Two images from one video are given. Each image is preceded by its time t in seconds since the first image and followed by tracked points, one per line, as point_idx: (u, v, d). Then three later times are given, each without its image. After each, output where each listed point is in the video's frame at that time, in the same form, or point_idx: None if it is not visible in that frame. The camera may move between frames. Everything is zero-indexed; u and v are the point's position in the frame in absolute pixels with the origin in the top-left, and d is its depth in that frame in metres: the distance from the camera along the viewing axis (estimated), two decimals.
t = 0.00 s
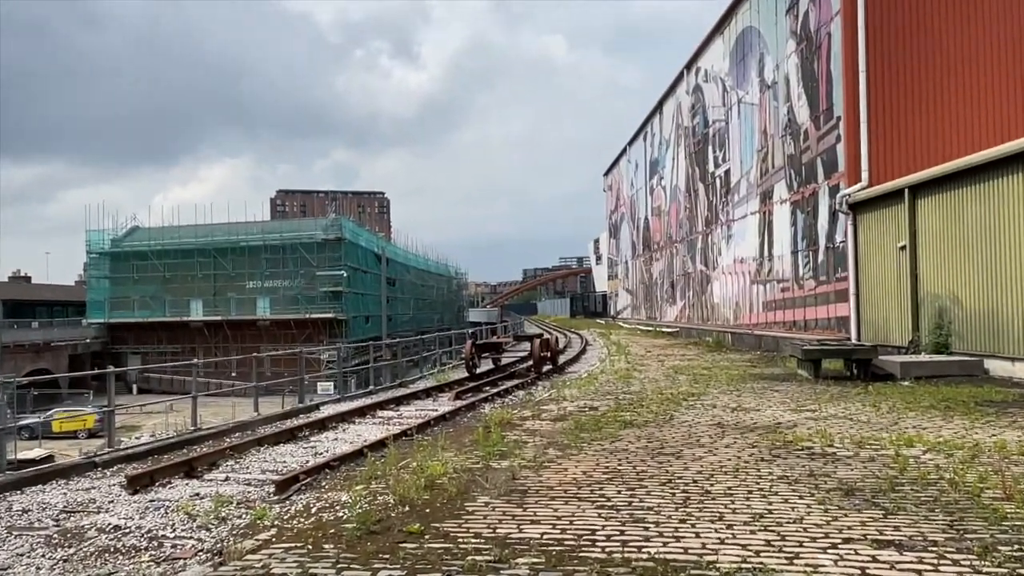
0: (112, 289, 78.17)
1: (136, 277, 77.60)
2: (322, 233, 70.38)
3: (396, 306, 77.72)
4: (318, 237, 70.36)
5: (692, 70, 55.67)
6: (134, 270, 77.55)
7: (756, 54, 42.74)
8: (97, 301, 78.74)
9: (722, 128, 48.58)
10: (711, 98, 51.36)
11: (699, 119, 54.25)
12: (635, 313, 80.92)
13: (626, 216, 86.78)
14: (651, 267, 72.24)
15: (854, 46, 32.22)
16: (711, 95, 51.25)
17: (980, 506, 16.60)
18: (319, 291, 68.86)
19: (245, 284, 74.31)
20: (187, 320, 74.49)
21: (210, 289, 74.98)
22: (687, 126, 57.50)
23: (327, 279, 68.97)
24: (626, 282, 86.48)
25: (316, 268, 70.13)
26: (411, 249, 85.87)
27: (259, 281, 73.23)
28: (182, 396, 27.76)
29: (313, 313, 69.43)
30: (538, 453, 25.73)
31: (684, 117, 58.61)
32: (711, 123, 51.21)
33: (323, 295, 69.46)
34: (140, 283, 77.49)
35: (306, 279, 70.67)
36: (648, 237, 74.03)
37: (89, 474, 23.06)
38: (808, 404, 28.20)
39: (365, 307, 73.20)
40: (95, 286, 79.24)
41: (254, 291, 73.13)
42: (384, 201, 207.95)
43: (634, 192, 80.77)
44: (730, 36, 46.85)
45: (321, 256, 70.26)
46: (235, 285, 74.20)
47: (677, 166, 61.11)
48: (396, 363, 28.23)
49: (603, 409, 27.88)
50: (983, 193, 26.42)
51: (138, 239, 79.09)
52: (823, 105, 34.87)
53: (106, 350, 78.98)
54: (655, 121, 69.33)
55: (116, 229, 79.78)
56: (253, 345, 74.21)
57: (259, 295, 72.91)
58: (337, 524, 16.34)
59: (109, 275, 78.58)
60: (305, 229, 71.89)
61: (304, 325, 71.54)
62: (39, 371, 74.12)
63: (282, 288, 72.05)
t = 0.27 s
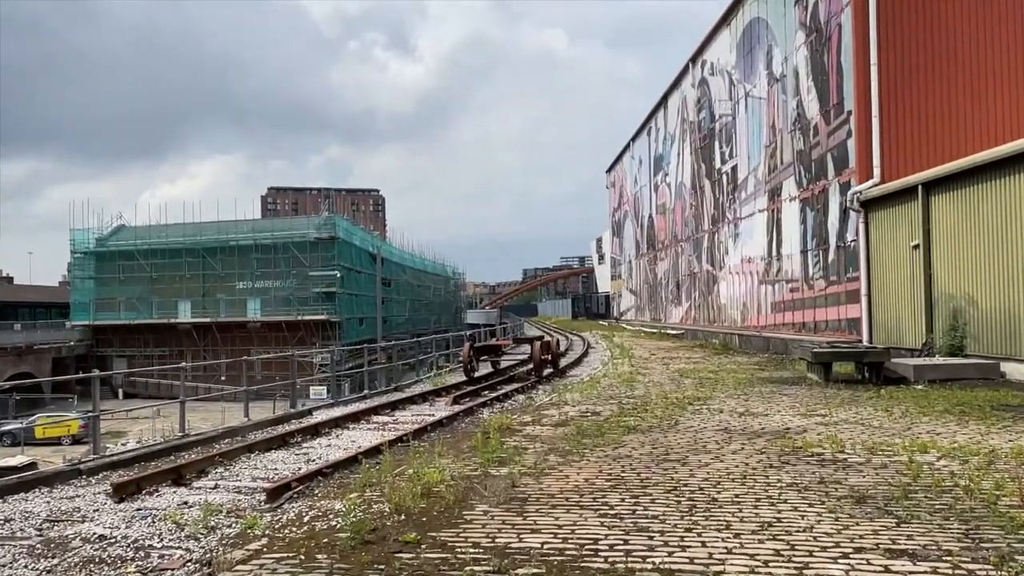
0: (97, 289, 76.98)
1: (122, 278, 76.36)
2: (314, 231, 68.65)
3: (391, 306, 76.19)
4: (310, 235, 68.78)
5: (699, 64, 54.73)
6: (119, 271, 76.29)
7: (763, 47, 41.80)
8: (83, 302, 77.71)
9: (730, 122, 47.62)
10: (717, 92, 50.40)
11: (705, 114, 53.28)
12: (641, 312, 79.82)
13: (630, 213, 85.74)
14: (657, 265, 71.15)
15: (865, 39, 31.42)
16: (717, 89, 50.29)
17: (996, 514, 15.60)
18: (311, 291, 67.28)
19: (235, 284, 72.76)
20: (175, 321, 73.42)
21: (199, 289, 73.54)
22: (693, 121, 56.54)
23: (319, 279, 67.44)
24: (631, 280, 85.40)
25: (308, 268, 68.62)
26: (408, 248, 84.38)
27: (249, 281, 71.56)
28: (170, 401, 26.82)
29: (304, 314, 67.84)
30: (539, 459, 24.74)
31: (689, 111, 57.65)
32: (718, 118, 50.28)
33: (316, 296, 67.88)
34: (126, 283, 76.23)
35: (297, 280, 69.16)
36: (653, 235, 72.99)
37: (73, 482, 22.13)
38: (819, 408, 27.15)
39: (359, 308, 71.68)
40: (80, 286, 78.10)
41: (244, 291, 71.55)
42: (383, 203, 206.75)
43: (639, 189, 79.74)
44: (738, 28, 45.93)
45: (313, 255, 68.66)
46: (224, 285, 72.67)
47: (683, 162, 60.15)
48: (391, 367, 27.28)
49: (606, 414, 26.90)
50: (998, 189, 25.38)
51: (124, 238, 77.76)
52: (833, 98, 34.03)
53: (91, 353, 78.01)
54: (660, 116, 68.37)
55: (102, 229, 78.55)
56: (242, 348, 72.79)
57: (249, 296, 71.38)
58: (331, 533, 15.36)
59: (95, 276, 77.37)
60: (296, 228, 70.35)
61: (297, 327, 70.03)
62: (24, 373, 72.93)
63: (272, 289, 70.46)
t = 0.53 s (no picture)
0: (82, 290, 74.59)
1: (108, 277, 73.98)
2: (308, 229, 66.72)
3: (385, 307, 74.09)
4: (303, 234, 66.79)
5: (705, 56, 53.81)
6: (106, 270, 73.86)
7: (772, 38, 40.87)
8: (67, 304, 75.36)
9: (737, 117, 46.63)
10: (724, 86, 49.45)
11: (712, 108, 52.35)
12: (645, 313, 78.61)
13: (633, 212, 84.68)
14: (662, 265, 69.93)
15: (877, 30, 30.55)
16: (724, 82, 49.35)
17: (1013, 522, 14.65)
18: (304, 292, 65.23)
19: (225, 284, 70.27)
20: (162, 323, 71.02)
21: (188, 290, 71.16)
22: (699, 115, 55.62)
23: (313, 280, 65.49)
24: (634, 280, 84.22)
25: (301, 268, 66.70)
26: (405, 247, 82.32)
27: (239, 282, 69.38)
28: (156, 406, 25.86)
29: (297, 317, 65.85)
30: (539, 466, 23.78)
31: (695, 105, 56.72)
32: (724, 112, 49.31)
33: (309, 297, 65.88)
34: (113, 284, 73.85)
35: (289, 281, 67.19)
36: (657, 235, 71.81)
37: (58, 489, 21.08)
38: (829, 413, 26.18)
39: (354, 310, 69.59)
40: (65, 287, 75.63)
41: (234, 293, 69.31)
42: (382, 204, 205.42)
43: (643, 186, 78.61)
44: (745, 19, 44.99)
45: (306, 255, 66.70)
46: (213, 286, 70.41)
47: (689, 160, 59.12)
48: (386, 371, 26.32)
49: (609, 419, 25.95)
50: (1014, 185, 24.41)
51: (110, 236, 75.04)
52: (843, 92, 33.11)
53: (75, 356, 76.69)
54: (665, 110, 67.44)
55: (87, 227, 75.98)
56: (232, 351, 70.80)
57: (239, 297, 69.20)
58: (324, 544, 14.38)
59: (80, 276, 74.97)
60: (289, 226, 68.35)
61: (289, 329, 68.05)
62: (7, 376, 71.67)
63: (263, 290, 68.50)
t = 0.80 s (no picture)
0: (53, 292, 68.94)
1: (81, 278, 68.48)
2: (294, 226, 61.88)
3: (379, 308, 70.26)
4: (289, 231, 62.39)
5: (716, 43, 52.26)
6: (79, 270, 68.36)
7: (787, 24, 39.28)
8: (37, 306, 69.46)
9: (750, 108, 44.98)
10: (737, 74, 47.81)
11: (723, 98, 50.76)
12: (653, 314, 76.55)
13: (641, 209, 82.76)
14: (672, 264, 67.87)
15: (897, 13, 29.05)
16: (737, 70, 47.72)
17: None
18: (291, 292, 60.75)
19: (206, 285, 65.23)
20: (140, 326, 65.72)
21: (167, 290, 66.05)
22: (709, 105, 54.09)
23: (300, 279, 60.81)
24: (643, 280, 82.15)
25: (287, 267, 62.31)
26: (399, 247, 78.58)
27: (221, 282, 64.23)
28: (135, 414, 24.33)
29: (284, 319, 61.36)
30: (540, 478, 22.17)
31: (706, 94, 55.16)
32: (737, 101, 47.70)
33: (296, 298, 61.13)
34: (86, 284, 68.31)
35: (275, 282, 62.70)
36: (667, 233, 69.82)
37: (30, 504, 19.33)
38: (848, 422, 24.59)
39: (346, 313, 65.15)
40: (35, 288, 70.16)
41: (216, 294, 64.11)
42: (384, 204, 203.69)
43: (651, 180, 76.76)
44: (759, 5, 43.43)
45: (292, 253, 62.24)
46: (196, 287, 65.23)
47: (699, 153, 57.34)
48: (378, 376, 24.83)
49: (614, 428, 24.37)
50: None
51: (84, 233, 69.25)
52: (863, 81, 31.55)
53: (46, 361, 69.48)
54: (674, 100, 65.85)
55: (60, 225, 70.69)
56: (215, 357, 65.45)
57: (221, 299, 63.96)
58: (310, 562, 12.75)
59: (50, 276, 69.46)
60: (274, 223, 63.96)
61: (275, 333, 63.04)
62: None
63: (248, 292, 63.68)
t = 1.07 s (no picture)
0: (29, 293, 65.51)
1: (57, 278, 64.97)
2: (283, 224, 59.26)
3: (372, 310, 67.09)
4: (278, 229, 59.45)
5: (726, 30, 50.94)
6: (55, 270, 64.83)
7: (800, 13, 38.05)
8: (13, 308, 66.01)
9: (762, 101, 43.69)
10: (748, 65, 46.52)
11: (734, 89, 49.42)
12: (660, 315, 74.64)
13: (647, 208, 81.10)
14: (680, 264, 66.04)
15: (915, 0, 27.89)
16: (747, 61, 46.43)
17: None
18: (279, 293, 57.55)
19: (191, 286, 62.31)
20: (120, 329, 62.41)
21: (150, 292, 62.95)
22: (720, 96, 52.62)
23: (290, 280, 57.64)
24: (649, 281, 80.29)
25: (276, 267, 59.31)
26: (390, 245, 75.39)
27: (206, 283, 61.45)
28: (116, 422, 23.18)
29: (273, 321, 58.20)
30: (541, 488, 20.93)
31: (716, 85, 53.66)
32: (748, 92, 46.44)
33: (285, 300, 58.26)
34: (63, 285, 64.85)
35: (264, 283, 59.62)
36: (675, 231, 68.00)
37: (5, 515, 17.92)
38: (864, 430, 23.39)
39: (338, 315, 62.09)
40: (11, 289, 66.79)
41: (201, 295, 61.40)
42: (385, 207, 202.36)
43: (658, 176, 75.09)
44: None
45: (281, 251, 59.22)
46: (178, 287, 62.43)
47: (707, 148, 55.86)
48: (371, 382, 23.58)
49: (619, 435, 23.20)
50: None
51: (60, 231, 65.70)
52: (879, 71, 30.39)
53: (22, 366, 65.58)
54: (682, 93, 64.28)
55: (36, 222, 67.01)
56: (199, 361, 61.83)
57: (206, 300, 61.14)
58: None
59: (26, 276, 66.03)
60: (261, 221, 60.94)
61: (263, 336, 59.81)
62: None
63: (235, 293, 60.76)
